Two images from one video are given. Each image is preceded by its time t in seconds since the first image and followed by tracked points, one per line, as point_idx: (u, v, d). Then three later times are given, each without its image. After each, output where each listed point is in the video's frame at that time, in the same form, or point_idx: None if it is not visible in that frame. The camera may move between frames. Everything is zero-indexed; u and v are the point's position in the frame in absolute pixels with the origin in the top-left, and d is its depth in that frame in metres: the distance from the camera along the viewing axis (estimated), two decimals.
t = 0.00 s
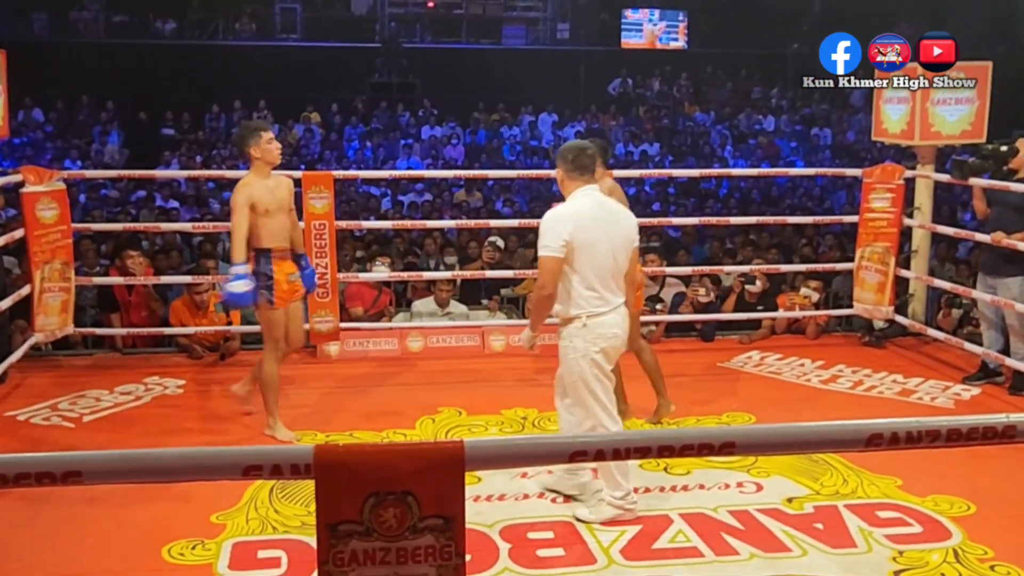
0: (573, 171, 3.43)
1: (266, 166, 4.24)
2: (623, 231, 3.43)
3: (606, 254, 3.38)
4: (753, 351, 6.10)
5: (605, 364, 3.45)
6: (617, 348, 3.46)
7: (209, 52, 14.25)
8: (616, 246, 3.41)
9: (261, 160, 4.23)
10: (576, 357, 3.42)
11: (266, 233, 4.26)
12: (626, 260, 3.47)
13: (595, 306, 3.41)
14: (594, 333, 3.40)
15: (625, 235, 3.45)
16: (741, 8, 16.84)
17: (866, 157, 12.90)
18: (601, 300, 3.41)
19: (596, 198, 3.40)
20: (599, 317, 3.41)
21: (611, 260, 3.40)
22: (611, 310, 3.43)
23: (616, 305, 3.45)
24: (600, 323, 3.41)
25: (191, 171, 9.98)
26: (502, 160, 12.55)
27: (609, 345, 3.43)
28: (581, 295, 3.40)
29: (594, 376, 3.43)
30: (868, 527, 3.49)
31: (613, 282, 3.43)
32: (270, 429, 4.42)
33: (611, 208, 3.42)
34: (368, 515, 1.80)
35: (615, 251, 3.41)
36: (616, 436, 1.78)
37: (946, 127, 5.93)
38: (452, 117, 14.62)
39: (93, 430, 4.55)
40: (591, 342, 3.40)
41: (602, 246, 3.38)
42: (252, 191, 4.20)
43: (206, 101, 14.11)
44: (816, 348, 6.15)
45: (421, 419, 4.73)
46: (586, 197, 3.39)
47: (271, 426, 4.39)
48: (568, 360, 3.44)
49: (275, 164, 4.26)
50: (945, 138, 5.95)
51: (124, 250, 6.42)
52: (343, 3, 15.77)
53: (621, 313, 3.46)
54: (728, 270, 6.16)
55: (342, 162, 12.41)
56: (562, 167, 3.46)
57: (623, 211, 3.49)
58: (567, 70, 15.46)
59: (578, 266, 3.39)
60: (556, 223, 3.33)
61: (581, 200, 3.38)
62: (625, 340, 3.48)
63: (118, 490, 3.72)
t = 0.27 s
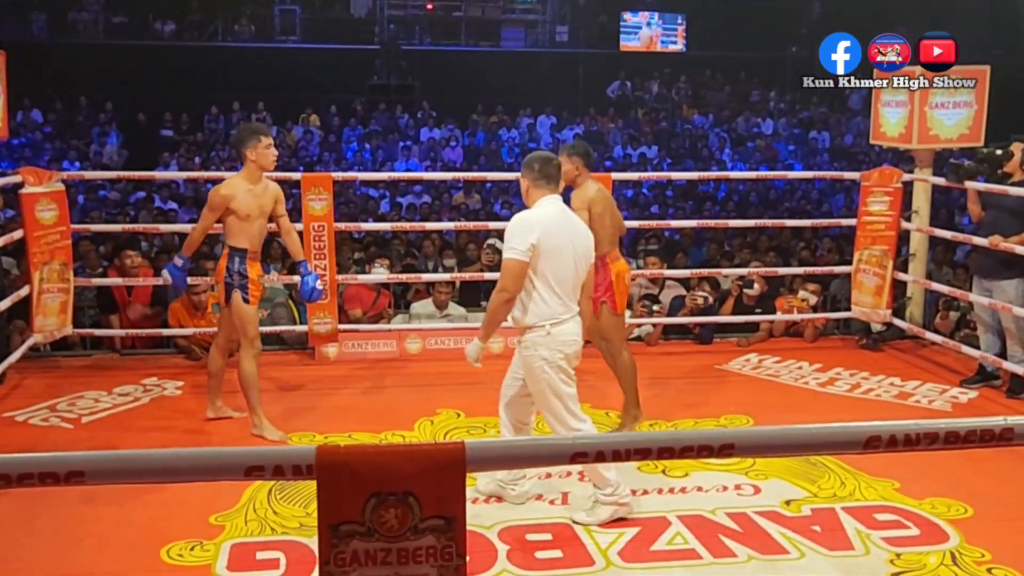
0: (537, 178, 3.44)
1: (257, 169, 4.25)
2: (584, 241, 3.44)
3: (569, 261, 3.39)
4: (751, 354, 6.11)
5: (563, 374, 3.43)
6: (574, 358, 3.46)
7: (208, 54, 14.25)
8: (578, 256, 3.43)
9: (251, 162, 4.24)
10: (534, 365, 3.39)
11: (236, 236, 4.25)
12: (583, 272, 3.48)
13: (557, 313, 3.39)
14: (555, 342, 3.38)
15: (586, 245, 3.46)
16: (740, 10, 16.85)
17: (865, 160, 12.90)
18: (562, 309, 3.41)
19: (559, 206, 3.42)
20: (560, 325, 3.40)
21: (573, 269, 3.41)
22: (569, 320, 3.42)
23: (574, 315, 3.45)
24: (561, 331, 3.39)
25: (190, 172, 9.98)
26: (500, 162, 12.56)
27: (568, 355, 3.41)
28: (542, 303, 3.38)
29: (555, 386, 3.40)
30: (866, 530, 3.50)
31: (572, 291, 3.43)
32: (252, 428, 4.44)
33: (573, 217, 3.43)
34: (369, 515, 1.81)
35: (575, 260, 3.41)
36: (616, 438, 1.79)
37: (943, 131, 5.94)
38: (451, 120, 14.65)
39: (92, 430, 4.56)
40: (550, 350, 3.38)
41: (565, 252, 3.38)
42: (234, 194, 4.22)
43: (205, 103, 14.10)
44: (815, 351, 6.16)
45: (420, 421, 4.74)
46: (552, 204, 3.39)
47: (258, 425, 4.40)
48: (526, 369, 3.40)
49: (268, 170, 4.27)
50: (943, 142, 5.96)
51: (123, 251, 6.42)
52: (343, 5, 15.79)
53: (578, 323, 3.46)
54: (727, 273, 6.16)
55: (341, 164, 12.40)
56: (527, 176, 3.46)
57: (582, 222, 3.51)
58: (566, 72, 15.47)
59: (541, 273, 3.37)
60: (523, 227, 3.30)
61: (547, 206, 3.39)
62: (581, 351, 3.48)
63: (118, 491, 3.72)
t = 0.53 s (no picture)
0: (500, 170, 3.52)
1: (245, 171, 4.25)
2: (539, 235, 3.56)
3: (529, 253, 3.50)
4: (751, 356, 6.11)
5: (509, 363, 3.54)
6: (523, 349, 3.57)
7: (209, 55, 14.26)
8: (535, 249, 3.54)
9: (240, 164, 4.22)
10: (488, 354, 3.49)
11: (225, 238, 4.25)
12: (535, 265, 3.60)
13: (514, 303, 3.50)
14: (509, 331, 3.49)
15: (541, 239, 3.58)
16: (741, 11, 16.86)
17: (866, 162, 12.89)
18: (519, 300, 3.51)
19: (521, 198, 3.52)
20: (515, 315, 3.50)
21: (531, 261, 3.52)
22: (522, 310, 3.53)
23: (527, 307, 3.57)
24: (515, 320, 3.50)
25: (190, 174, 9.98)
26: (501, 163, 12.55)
27: (518, 345, 3.52)
28: (502, 292, 3.47)
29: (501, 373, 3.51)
30: (867, 532, 3.49)
31: (528, 283, 3.54)
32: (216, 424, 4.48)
33: (532, 210, 3.54)
34: (373, 515, 1.80)
35: (533, 253, 3.52)
36: (619, 438, 1.79)
37: (944, 133, 5.94)
38: (451, 122, 14.66)
39: (93, 430, 4.55)
40: (504, 340, 3.49)
41: (526, 244, 3.48)
42: (224, 197, 4.22)
43: (205, 104, 14.10)
44: (816, 353, 6.15)
45: (420, 422, 4.74)
46: (515, 195, 3.49)
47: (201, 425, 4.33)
48: (479, 356, 3.49)
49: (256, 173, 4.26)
50: (944, 144, 5.97)
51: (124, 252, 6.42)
52: (343, 6, 15.80)
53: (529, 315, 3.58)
54: (728, 275, 6.16)
55: (341, 166, 12.39)
56: (487, 167, 3.54)
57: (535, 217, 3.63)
58: (566, 74, 15.47)
59: (503, 261, 3.45)
60: (492, 215, 3.37)
61: (512, 197, 3.48)
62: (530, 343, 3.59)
63: (118, 491, 3.72)
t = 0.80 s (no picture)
0: (447, 179, 3.42)
1: (240, 175, 4.22)
2: (491, 243, 3.46)
3: (481, 262, 3.40)
4: (754, 358, 6.10)
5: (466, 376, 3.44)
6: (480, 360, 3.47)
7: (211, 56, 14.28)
8: (487, 258, 3.44)
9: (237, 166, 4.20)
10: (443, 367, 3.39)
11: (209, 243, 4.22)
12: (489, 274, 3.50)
13: (468, 314, 3.40)
14: (464, 343, 3.39)
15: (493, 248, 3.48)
16: (743, 13, 16.87)
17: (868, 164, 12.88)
18: (473, 311, 3.41)
19: (471, 208, 3.42)
20: (470, 326, 3.40)
21: (484, 271, 3.41)
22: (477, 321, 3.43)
23: (484, 317, 3.47)
24: (470, 332, 3.40)
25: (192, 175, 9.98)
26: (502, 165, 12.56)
27: (475, 356, 3.42)
28: (454, 304, 3.37)
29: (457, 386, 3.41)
30: (869, 535, 3.48)
31: (483, 293, 3.44)
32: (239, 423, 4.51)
33: (483, 219, 3.44)
34: (376, 516, 1.80)
35: (486, 262, 3.43)
36: (624, 440, 1.78)
37: (947, 136, 5.94)
38: (454, 124, 14.69)
39: (94, 432, 4.55)
40: (462, 350, 3.39)
41: (478, 254, 3.38)
42: (217, 194, 4.16)
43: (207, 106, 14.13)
44: (818, 356, 6.15)
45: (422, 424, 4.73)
46: (464, 205, 3.39)
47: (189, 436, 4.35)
48: (434, 370, 3.38)
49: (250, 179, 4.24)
50: (946, 147, 5.96)
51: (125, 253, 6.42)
52: (346, 8, 15.83)
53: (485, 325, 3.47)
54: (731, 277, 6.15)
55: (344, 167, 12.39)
56: (433, 177, 3.43)
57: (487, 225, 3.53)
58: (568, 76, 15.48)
59: (455, 274, 3.35)
60: (442, 227, 3.27)
61: (461, 207, 3.38)
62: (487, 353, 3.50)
63: (120, 493, 3.71)
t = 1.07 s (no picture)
0: (389, 176, 3.26)
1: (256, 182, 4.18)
2: (438, 241, 3.29)
3: (424, 262, 3.23)
4: (758, 362, 6.09)
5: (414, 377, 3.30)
6: (428, 361, 3.32)
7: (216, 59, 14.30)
8: (433, 257, 3.27)
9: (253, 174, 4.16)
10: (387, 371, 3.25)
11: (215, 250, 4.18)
12: (438, 272, 3.33)
13: (411, 315, 3.25)
14: (406, 345, 3.24)
15: (441, 245, 3.31)
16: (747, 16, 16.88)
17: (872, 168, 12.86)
18: (416, 311, 3.25)
19: (414, 206, 3.26)
20: (413, 328, 3.25)
21: (428, 270, 3.25)
22: (423, 322, 3.28)
23: (431, 318, 3.31)
24: (414, 333, 3.25)
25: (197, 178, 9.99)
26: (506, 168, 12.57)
27: (420, 358, 3.28)
28: (394, 305, 3.23)
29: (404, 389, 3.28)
30: (874, 539, 3.48)
31: (428, 293, 3.28)
32: (259, 435, 4.47)
33: (428, 216, 3.27)
34: (382, 520, 1.81)
35: (431, 261, 3.26)
36: (631, 444, 1.78)
37: (952, 139, 5.93)
38: (457, 127, 14.71)
39: (98, 434, 4.55)
40: (404, 354, 3.25)
41: (419, 254, 3.21)
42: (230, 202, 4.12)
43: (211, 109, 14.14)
44: (822, 359, 6.14)
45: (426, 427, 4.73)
46: (405, 203, 3.23)
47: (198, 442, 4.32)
48: (376, 373, 3.25)
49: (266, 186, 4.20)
50: (951, 151, 5.95)
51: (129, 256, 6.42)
52: (350, 12, 15.85)
53: (433, 325, 3.32)
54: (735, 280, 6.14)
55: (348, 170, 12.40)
56: (375, 174, 3.28)
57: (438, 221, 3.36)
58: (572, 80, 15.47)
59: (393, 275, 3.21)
60: (375, 228, 3.13)
61: (401, 206, 3.22)
62: (436, 354, 3.34)
63: (123, 496, 3.71)
